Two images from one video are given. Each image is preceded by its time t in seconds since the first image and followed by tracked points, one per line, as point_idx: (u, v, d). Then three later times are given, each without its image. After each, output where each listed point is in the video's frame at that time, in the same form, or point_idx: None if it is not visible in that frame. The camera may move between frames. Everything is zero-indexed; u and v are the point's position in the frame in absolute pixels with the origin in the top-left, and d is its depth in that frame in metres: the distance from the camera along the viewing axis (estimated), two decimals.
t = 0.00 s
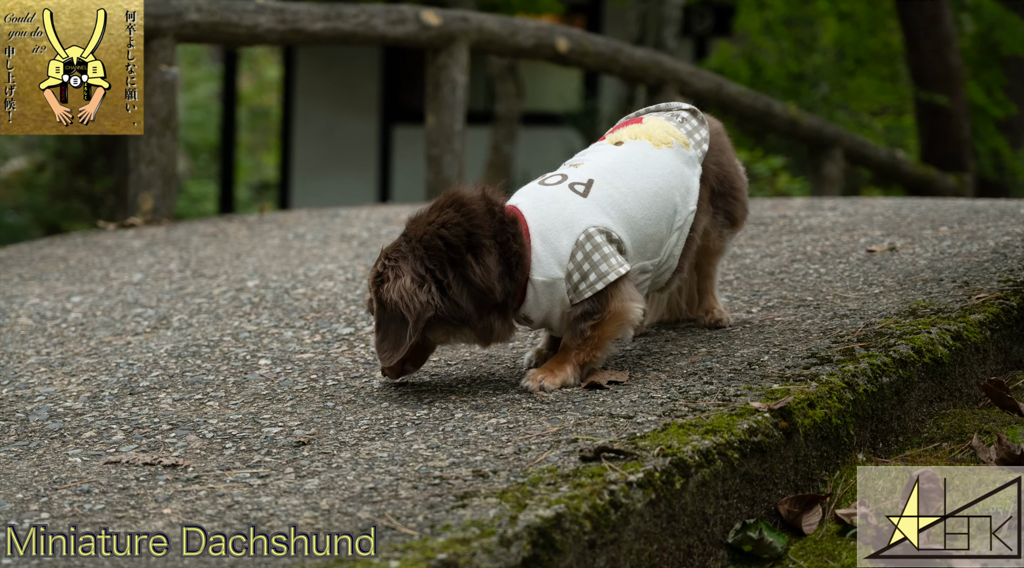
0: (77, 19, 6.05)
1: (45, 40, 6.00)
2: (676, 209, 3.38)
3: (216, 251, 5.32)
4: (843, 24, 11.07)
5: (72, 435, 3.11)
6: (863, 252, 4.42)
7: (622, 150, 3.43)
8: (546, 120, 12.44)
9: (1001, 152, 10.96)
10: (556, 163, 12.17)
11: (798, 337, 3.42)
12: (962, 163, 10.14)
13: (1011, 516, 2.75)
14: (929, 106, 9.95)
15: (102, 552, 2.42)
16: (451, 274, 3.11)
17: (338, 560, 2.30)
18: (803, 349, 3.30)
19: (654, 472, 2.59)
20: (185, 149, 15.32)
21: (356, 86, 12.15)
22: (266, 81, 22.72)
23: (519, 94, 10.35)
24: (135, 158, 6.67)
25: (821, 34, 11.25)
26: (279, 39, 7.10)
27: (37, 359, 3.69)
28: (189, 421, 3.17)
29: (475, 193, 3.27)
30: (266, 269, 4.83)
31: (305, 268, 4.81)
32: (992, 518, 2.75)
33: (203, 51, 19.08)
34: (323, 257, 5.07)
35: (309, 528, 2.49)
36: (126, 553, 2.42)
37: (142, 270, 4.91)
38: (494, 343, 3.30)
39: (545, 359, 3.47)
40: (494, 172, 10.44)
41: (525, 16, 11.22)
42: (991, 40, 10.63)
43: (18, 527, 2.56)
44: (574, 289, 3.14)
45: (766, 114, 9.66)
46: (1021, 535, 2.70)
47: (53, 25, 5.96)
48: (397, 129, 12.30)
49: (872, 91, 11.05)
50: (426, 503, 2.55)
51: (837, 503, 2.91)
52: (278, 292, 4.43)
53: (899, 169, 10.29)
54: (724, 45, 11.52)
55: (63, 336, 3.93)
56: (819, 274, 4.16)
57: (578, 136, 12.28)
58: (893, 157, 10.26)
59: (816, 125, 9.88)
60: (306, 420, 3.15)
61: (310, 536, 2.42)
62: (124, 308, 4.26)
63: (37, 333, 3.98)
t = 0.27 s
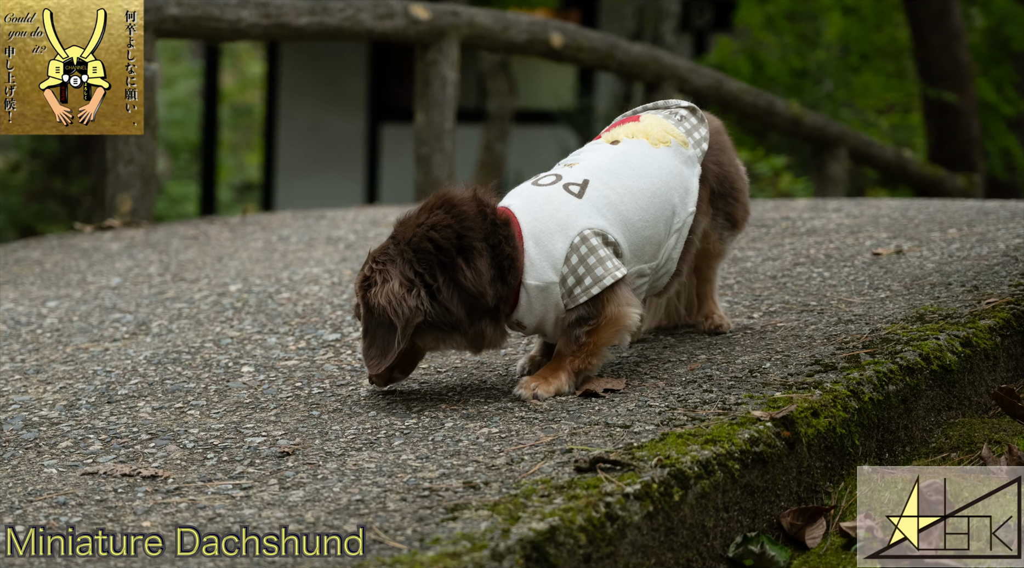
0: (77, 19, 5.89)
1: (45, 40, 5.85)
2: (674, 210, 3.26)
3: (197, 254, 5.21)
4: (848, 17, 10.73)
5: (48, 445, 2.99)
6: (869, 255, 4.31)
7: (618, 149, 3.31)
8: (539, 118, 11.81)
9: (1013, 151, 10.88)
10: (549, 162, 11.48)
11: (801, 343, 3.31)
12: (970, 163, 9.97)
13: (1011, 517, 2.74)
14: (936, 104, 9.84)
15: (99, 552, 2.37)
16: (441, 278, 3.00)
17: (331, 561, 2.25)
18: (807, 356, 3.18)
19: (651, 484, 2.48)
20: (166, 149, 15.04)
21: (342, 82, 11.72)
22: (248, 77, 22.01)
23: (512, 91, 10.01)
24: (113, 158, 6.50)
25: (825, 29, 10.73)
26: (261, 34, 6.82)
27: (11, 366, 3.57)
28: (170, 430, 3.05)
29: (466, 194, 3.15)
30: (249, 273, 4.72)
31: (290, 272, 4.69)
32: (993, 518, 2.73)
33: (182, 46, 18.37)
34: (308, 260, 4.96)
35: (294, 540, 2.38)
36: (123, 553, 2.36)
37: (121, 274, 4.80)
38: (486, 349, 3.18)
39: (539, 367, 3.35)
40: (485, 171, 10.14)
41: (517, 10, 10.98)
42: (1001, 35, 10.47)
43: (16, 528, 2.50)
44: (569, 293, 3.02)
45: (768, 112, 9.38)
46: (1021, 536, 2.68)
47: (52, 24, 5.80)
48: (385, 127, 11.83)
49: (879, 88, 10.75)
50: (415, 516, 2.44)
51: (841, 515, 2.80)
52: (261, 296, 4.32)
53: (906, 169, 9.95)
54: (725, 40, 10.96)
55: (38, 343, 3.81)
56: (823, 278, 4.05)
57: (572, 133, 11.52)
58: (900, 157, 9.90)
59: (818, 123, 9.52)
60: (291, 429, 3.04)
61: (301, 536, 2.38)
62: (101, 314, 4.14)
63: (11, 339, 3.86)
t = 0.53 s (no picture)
0: (77, 18, 5.74)
1: (45, 40, 5.74)
2: (673, 212, 3.15)
3: (178, 257, 5.10)
4: (852, 12, 10.26)
5: (23, 455, 2.87)
6: (874, 258, 4.20)
7: (615, 149, 3.20)
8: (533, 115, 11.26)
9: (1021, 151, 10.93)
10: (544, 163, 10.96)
11: (803, 350, 3.20)
12: (980, 162, 9.70)
13: (1011, 516, 2.69)
14: (945, 102, 9.51)
15: (96, 552, 2.33)
16: (431, 282, 2.89)
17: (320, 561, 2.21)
18: (810, 363, 3.08)
19: (648, 495, 2.37)
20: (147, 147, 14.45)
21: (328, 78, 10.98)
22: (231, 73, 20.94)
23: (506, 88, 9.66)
24: (91, 157, 6.41)
25: (829, 25, 10.71)
26: (245, 29, 6.58)
27: None
28: (149, 440, 2.94)
29: (457, 195, 3.03)
30: (231, 277, 4.61)
31: (274, 276, 4.58)
32: (992, 517, 2.68)
33: (160, 41, 17.37)
34: (293, 263, 4.85)
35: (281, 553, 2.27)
36: (118, 553, 2.31)
37: (99, 278, 4.70)
38: (478, 356, 3.08)
39: (532, 374, 3.25)
40: (476, 172, 9.72)
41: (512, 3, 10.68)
42: (1011, 31, 10.32)
43: (16, 528, 2.45)
44: (564, 297, 2.91)
45: (770, 110, 9.20)
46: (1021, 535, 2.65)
47: (52, 24, 5.65)
48: (374, 126, 11.13)
49: (884, 85, 10.31)
50: (403, 528, 2.33)
51: (846, 528, 2.69)
52: (245, 301, 4.21)
53: (912, 169, 9.88)
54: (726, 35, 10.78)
55: (12, 349, 3.70)
56: (827, 282, 3.94)
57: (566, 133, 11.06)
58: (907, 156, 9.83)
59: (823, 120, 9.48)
60: (275, 439, 2.93)
61: (291, 536, 2.33)
62: (79, 319, 4.03)
63: None
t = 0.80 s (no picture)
0: (78, 19, 5.49)
1: (45, 40, 5.52)
2: (671, 213, 3.06)
3: (159, 260, 5.00)
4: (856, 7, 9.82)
5: None
6: (880, 261, 4.09)
7: (611, 148, 3.10)
8: (527, 114, 10.82)
9: None
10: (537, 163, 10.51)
11: (807, 356, 3.10)
12: (989, 162, 9.63)
13: (1011, 516, 2.61)
14: (953, 99, 9.48)
15: (93, 553, 2.28)
16: (421, 286, 2.79)
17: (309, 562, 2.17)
18: (813, 370, 2.97)
19: (646, 507, 2.27)
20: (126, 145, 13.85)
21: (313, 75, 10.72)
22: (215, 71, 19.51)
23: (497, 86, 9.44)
24: (68, 157, 6.30)
25: (833, 18, 9.95)
26: (229, 24, 6.40)
27: None
28: (130, 450, 2.84)
29: (448, 196, 2.93)
30: (215, 280, 4.51)
31: (258, 280, 4.48)
32: (993, 517, 2.60)
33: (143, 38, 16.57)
34: (278, 266, 4.75)
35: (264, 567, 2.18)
36: (115, 553, 2.27)
37: (77, 282, 4.60)
38: (470, 362, 2.98)
39: (525, 381, 3.15)
40: (468, 172, 9.56)
41: None
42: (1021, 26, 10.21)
43: (15, 529, 2.40)
44: (558, 302, 2.81)
45: (772, 108, 9.00)
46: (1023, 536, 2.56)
47: (52, 24, 5.41)
48: (361, 124, 10.90)
49: (891, 82, 10.23)
50: (393, 541, 2.23)
51: (851, 541, 2.58)
52: (228, 306, 4.11)
53: (920, 169, 9.68)
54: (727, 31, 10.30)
55: None
56: (830, 286, 3.84)
57: (561, 131, 10.60)
58: (914, 155, 9.64)
59: (826, 119, 9.23)
60: (259, 448, 2.83)
61: (282, 536, 2.30)
62: (56, 324, 3.93)
63: None
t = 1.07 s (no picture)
0: (78, 18, 5.15)
1: (45, 40, 5.23)
2: (670, 215, 2.97)
3: (140, 263, 4.91)
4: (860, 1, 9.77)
5: None
6: (885, 264, 4.00)
7: (607, 147, 3.01)
8: (521, 112, 10.50)
9: None
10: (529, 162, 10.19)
11: (810, 362, 3.01)
12: (998, 161, 9.46)
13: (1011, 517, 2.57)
14: (961, 97, 9.34)
15: (91, 553, 2.24)
16: (411, 290, 2.70)
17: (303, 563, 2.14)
18: (816, 377, 2.88)
19: (644, 518, 2.18)
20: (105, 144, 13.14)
21: (300, 70, 10.15)
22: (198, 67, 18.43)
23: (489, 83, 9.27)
24: (47, 157, 6.20)
25: (836, 14, 9.88)
26: (212, 19, 6.25)
27: None
28: (110, 459, 2.74)
29: (439, 197, 2.84)
30: (197, 284, 4.42)
31: (243, 283, 4.39)
32: (993, 517, 2.56)
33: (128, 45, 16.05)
34: (263, 270, 4.66)
35: None
36: (113, 553, 2.24)
37: (56, 285, 4.50)
38: (461, 369, 2.89)
39: (518, 389, 3.06)
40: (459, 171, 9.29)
41: None
42: None
43: (15, 529, 2.36)
44: (553, 307, 2.73)
45: (773, 106, 8.65)
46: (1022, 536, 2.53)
47: (52, 24, 5.09)
48: (349, 122, 10.28)
49: (896, 78, 9.93)
50: (381, 554, 2.15)
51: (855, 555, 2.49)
52: (212, 310, 4.02)
53: (927, 169, 9.32)
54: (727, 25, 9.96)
55: None
56: (833, 289, 3.75)
57: (555, 130, 10.27)
58: (920, 155, 9.25)
59: (829, 118, 8.83)
60: (244, 458, 2.73)
61: (276, 536, 2.26)
62: (34, 329, 3.84)
63: None
